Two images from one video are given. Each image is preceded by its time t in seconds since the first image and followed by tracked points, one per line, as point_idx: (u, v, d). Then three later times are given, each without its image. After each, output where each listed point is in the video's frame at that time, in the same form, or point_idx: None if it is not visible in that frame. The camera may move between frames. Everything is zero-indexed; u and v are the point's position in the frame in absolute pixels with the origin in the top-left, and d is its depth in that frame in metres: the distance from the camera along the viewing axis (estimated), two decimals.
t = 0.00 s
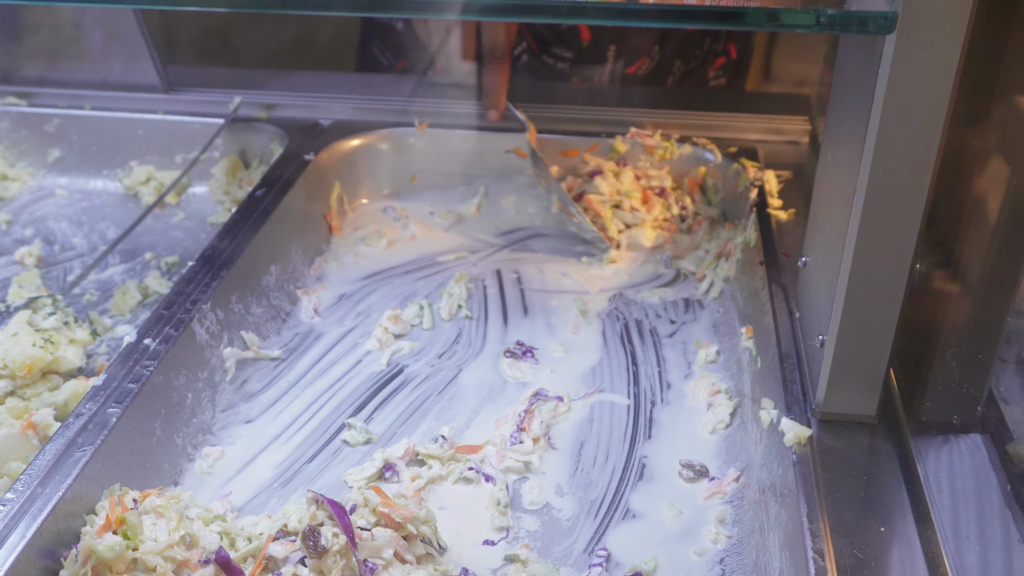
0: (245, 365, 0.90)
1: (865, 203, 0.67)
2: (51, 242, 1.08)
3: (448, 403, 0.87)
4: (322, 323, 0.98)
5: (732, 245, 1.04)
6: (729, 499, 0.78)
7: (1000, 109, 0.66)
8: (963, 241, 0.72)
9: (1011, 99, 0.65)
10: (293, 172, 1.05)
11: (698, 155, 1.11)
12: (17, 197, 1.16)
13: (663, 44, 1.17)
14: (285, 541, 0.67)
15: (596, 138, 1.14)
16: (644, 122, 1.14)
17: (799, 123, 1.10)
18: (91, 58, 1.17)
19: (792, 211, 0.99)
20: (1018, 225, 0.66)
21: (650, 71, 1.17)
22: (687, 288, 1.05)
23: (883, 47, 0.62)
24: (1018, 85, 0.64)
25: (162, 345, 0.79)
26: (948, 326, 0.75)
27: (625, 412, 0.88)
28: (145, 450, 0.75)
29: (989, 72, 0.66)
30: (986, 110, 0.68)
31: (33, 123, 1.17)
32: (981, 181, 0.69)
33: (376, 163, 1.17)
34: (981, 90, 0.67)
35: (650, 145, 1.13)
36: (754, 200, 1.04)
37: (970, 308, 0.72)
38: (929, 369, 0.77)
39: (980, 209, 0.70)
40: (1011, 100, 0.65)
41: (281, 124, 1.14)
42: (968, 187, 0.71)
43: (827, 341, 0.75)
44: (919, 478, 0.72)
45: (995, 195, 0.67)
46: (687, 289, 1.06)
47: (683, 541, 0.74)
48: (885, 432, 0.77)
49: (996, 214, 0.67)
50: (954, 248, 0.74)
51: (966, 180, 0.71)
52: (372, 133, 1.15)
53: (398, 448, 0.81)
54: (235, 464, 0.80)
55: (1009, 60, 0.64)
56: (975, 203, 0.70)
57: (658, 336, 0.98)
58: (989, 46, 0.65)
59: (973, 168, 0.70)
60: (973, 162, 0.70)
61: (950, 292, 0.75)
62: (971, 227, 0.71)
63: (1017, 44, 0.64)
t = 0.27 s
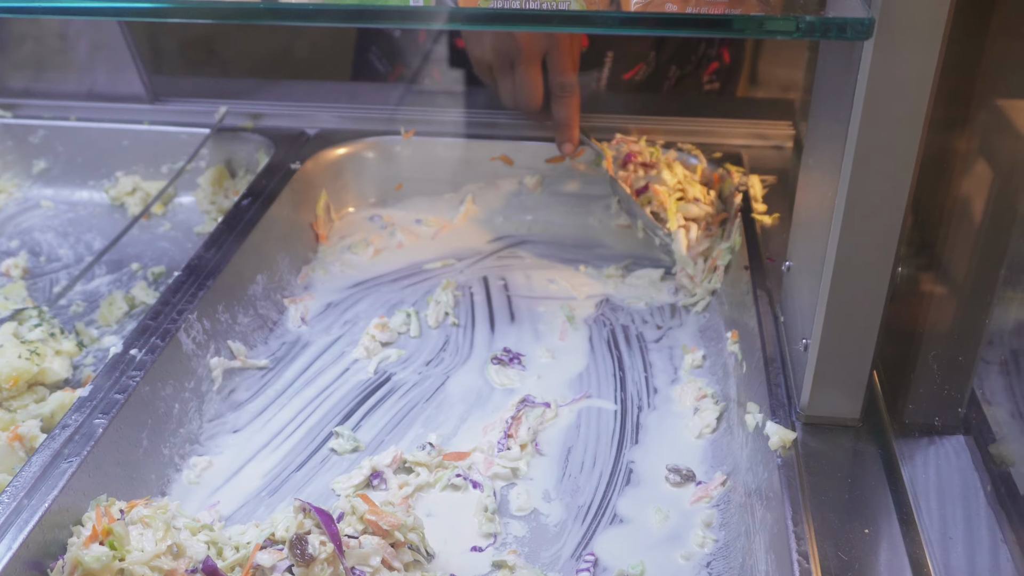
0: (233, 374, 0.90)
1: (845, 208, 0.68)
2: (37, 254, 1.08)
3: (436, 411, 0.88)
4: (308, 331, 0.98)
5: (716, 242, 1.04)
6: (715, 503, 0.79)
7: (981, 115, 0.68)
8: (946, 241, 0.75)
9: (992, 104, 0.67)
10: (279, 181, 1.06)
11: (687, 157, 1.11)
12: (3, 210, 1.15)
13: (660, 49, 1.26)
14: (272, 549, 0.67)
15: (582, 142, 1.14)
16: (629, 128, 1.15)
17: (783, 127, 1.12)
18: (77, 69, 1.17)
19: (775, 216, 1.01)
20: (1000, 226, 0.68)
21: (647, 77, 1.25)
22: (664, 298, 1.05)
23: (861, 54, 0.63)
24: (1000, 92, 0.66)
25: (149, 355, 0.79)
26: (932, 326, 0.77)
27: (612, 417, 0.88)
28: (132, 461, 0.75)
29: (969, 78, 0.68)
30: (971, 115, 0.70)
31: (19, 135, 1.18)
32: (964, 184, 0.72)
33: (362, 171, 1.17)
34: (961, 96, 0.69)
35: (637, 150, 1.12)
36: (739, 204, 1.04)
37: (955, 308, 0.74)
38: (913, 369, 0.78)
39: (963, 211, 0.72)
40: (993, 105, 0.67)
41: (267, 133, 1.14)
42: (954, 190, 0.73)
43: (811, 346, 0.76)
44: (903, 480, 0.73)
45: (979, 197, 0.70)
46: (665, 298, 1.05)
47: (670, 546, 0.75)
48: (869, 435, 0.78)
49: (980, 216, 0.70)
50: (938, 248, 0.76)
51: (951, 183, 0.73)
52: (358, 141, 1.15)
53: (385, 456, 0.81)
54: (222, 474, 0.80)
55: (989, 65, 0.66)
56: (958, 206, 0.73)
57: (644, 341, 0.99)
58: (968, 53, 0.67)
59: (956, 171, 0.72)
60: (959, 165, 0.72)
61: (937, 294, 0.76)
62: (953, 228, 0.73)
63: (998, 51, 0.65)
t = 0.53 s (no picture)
0: (223, 379, 0.90)
1: (833, 212, 0.68)
2: (26, 259, 1.08)
3: (427, 415, 0.88)
4: (298, 336, 0.98)
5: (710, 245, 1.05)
6: (705, 506, 0.79)
7: (969, 118, 0.68)
8: (936, 244, 0.74)
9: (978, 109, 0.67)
10: (269, 186, 1.06)
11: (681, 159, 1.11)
12: None
13: (651, 55, 1.16)
14: (263, 554, 0.67)
15: (570, 147, 1.15)
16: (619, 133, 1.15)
17: (772, 133, 1.13)
18: (65, 73, 1.17)
19: (764, 220, 1.02)
20: (987, 230, 0.67)
21: (641, 81, 1.17)
22: (657, 302, 1.05)
23: (846, 60, 0.63)
24: (985, 96, 0.66)
25: (138, 360, 0.79)
26: (921, 330, 0.76)
27: (602, 421, 0.89)
28: (121, 466, 0.74)
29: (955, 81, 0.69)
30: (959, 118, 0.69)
31: (7, 140, 1.16)
32: (954, 188, 0.71)
33: (352, 176, 1.17)
34: (948, 99, 0.70)
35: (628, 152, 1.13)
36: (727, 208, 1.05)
37: (944, 312, 0.74)
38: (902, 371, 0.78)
39: (951, 214, 0.72)
40: (980, 109, 0.67)
41: (257, 138, 1.14)
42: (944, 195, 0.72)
43: (799, 349, 0.77)
44: (890, 483, 0.73)
45: (967, 200, 0.69)
46: (659, 302, 1.05)
47: (660, 550, 0.75)
48: (857, 437, 0.79)
49: (968, 220, 0.69)
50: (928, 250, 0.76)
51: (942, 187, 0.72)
52: (348, 146, 1.15)
53: (375, 460, 0.81)
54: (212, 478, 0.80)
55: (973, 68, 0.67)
56: (948, 210, 0.72)
57: (634, 345, 0.99)
58: (954, 56, 0.68)
59: (946, 174, 0.72)
60: (951, 168, 0.71)
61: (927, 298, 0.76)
62: (943, 231, 0.73)
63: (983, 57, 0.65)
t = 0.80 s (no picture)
0: (215, 384, 0.90)
1: (824, 215, 0.69)
2: (18, 264, 1.08)
3: (419, 419, 0.88)
4: (291, 341, 0.98)
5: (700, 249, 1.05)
6: (697, 509, 0.79)
7: (957, 122, 0.68)
8: (925, 249, 0.74)
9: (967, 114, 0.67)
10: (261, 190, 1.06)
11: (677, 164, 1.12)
12: None
13: (637, 61, 1.12)
14: (255, 558, 0.67)
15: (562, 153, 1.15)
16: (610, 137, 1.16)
17: (763, 138, 1.13)
18: (57, 78, 1.18)
19: (757, 225, 1.01)
20: (977, 233, 0.68)
21: (624, 87, 1.15)
22: (650, 306, 1.06)
23: (836, 66, 0.64)
24: (973, 101, 0.67)
25: (130, 365, 0.79)
26: (909, 333, 0.76)
27: (595, 425, 0.89)
28: (114, 471, 0.74)
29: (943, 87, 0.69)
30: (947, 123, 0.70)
31: None
32: (943, 193, 0.71)
33: (344, 180, 1.18)
34: (936, 104, 0.70)
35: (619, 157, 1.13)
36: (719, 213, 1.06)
37: (934, 316, 0.74)
38: (892, 375, 0.78)
39: (939, 218, 0.72)
40: (970, 114, 0.67)
41: (249, 143, 1.14)
42: (934, 199, 0.72)
43: (790, 353, 0.77)
44: (880, 486, 0.74)
45: (957, 204, 0.70)
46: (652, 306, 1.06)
47: (652, 553, 0.75)
48: (848, 440, 0.79)
49: (957, 223, 0.70)
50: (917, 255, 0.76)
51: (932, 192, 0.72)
52: (340, 151, 1.16)
53: (368, 464, 0.81)
54: (205, 482, 0.80)
55: (960, 74, 0.67)
56: (936, 213, 0.72)
57: (626, 349, 1.00)
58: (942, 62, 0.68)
59: (934, 178, 0.72)
60: (940, 173, 0.71)
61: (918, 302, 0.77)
62: (932, 235, 0.73)
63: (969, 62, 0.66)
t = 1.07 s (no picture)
0: (210, 391, 0.90)
1: (817, 224, 0.70)
2: (13, 270, 1.08)
3: (415, 425, 0.88)
4: (286, 347, 0.99)
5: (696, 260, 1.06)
6: (691, 516, 0.80)
7: (949, 131, 0.69)
8: (918, 256, 0.75)
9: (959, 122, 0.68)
10: (257, 197, 1.06)
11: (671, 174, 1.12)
12: None
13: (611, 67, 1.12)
14: (251, 566, 0.67)
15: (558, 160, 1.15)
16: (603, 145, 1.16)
17: (757, 146, 1.14)
18: (52, 85, 1.18)
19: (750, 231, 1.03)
20: (968, 242, 0.69)
21: (598, 94, 1.14)
22: (643, 315, 1.05)
23: (828, 77, 0.65)
24: (964, 110, 0.67)
25: (125, 372, 0.79)
26: (902, 338, 0.77)
27: (589, 432, 0.89)
28: (109, 478, 0.74)
29: (935, 96, 0.70)
30: (939, 131, 0.70)
31: None
32: (937, 201, 0.72)
33: (339, 187, 1.18)
34: (929, 112, 0.71)
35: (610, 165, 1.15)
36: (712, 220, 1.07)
37: (926, 323, 0.75)
38: (887, 380, 0.79)
39: (932, 225, 0.73)
40: (961, 122, 0.68)
41: (244, 149, 1.15)
42: (929, 206, 0.73)
43: (783, 360, 0.78)
44: (872, 493, 0.75)
45: (951, 212, 0.70)
46: (646, 316, 1.05)
47: (647, 560, 0.75)
48: (841, 447, 0.80)
49: (950, 230, 0.71)
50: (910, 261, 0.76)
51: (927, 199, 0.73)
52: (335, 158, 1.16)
53: (363, 471, 0.81)
54: (201, 490, 0.80)
55: (951, 84, 0.68)
56: (930, 220, 0.73)
57: (621, 356, 1.00)
58: (934, 71, 0.69)
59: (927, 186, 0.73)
60: (934, 180, 0.72)
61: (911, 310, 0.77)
62: (926, 241, 0.74)
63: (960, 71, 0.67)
